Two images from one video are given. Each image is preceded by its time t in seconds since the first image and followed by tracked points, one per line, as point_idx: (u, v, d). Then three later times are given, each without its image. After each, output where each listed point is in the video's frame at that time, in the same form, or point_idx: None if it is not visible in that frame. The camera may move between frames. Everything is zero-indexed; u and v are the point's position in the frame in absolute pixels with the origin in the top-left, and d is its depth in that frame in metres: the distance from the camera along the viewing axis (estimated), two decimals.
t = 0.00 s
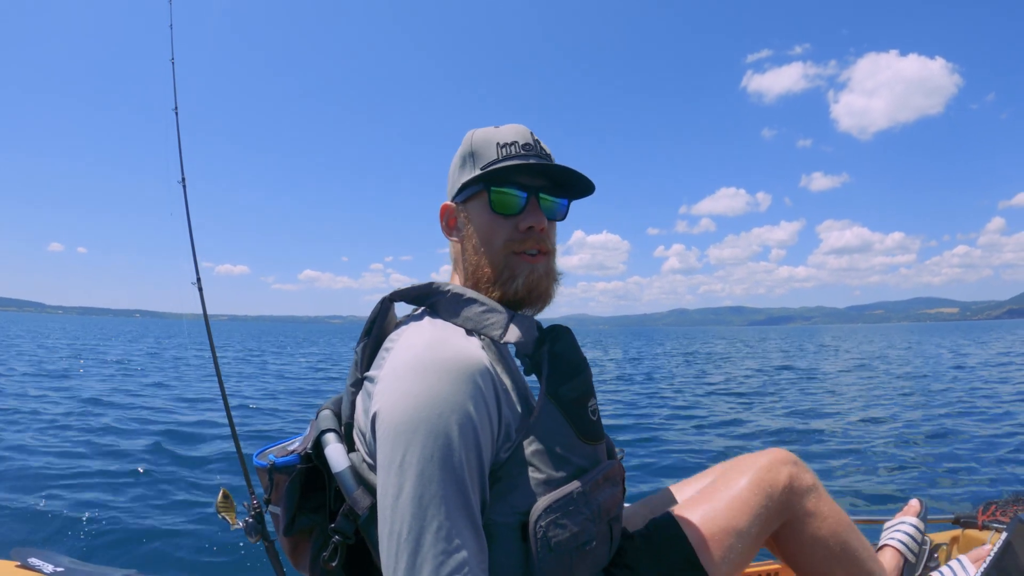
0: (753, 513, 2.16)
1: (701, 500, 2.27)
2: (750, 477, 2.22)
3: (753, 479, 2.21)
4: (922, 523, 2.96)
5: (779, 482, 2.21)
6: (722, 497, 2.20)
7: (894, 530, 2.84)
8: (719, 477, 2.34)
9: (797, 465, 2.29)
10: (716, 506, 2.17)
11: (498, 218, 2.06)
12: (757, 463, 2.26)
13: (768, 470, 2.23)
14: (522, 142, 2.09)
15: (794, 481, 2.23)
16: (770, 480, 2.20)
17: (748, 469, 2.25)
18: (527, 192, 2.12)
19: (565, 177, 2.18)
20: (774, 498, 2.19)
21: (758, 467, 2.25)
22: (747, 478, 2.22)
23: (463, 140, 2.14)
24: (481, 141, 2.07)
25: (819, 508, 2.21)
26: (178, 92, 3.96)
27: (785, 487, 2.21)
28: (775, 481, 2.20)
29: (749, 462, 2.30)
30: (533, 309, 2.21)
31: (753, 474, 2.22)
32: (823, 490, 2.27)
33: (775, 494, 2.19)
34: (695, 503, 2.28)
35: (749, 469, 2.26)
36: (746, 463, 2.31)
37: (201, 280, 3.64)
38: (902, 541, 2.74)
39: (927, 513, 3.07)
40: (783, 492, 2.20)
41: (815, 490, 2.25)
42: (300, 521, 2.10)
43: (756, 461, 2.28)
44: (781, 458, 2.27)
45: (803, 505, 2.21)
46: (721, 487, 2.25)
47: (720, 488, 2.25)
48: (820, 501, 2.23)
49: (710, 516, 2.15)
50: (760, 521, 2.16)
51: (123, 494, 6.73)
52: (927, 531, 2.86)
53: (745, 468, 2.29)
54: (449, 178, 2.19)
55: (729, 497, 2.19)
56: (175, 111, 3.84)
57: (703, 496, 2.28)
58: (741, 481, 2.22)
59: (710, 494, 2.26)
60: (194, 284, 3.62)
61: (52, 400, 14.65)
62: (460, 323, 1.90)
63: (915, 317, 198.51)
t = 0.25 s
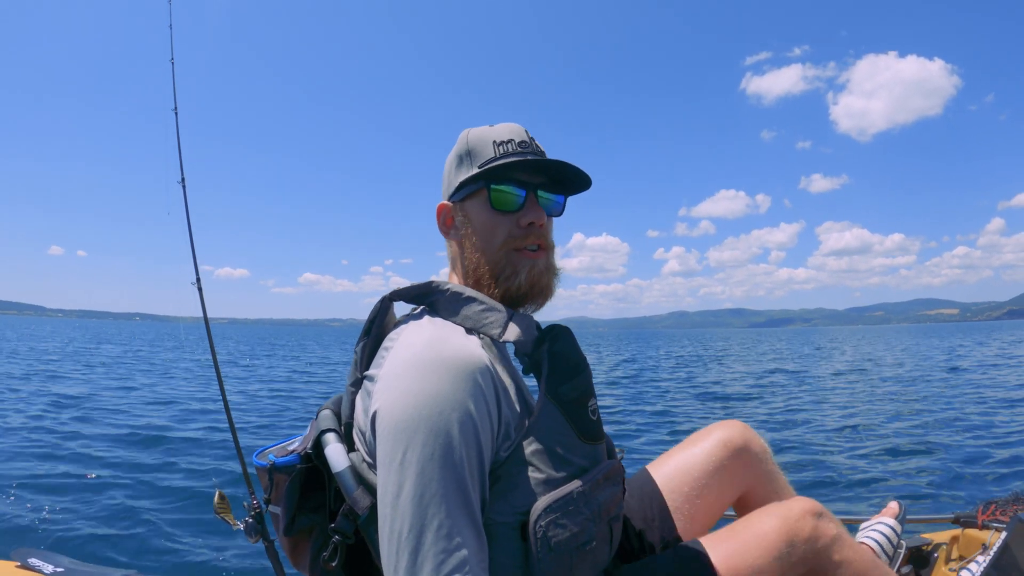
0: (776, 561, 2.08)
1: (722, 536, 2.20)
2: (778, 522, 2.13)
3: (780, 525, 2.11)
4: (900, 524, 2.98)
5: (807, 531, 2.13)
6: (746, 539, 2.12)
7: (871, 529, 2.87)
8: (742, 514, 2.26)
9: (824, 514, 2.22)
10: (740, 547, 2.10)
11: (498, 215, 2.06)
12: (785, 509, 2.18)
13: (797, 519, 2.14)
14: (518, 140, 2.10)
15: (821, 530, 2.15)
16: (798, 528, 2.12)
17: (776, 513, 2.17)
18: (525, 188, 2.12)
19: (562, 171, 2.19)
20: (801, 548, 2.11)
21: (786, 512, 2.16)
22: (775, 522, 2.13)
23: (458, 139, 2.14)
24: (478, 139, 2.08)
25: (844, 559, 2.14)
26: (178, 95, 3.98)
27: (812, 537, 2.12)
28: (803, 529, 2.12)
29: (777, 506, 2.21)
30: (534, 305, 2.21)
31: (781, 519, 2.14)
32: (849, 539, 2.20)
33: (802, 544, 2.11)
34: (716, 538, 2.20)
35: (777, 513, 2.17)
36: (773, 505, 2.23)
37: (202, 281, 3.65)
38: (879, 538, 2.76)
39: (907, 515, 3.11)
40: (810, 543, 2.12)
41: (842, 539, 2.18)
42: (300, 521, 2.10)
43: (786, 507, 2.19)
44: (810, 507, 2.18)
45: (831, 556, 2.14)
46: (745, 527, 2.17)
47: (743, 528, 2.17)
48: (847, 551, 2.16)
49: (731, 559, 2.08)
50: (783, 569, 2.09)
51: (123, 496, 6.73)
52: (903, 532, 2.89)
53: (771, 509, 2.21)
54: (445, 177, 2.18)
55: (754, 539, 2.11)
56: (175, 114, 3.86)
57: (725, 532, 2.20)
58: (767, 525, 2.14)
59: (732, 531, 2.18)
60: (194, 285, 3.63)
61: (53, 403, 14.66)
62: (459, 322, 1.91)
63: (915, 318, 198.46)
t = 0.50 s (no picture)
0: None
1: (735, 557, 2.16)
2: (793, 549, 2.12)
3: (796, 552, 2.11)
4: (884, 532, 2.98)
5: (821, 561, 2.13)
6: (762, 562, 2.09)
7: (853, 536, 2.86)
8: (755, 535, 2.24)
9: (837, 542, 2.22)
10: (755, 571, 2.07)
11: (480, 217, 2.06)
12: (801, 536, 2.16)
13: (813, 547, 2.14)
14: (492, 137, 2.09)
15: (834, 561, 2.16)
16: (812, 557, 2.12)
17: (791, 541, 2.15)
18: (505, 186, 2.11)
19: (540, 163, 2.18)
20: None
21: (801, 540, 2.15)
22: (790, 549, 2.12)
23: (435, 145, 2.14)
24: (454, 143, 2.08)
25: None
26: (176, 97, 3.99)
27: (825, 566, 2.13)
28: (816, 559, 2.12)
29: (791, 532, 2.20)
30: (529, 303, 2.20)
31: (796, 547, 2.12)
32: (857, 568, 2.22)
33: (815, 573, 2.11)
34: (728, 559, 2.17)
35: (793, 539, 2.16)
36: (787, 531, 2.22)
37: (201, 282, 3.64)
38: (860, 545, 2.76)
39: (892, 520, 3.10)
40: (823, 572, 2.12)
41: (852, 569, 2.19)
42: (300, 522, 2.10)
43: (802, 534, 2.18)
44: (826, 537, 2.18)
45: None
46: (759, 551, 2.15)
47: (757, 552, 2.15)
48: None
49: None
50: None
51: (124, 495, 6.74)
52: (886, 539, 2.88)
53: (786, 535, 2.20)
54: (427, 184, 2.19)
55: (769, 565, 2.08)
56: (174, 113, 3.86)
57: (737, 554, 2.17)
58: (783, 551, 2.12)
59: (745, 553, 2.16)
60: (194, 285, 3.63)
61: (54, 401, 14.69)
62: (456, 322, 1.90)
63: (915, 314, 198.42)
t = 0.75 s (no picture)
0: (775, 545, 2.10)
1: (722, 525, 2.22)
2: (776, 506, 2.15)
3: (778, 510, 2.13)
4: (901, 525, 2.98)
5: (805, 514, 2.13)
6: (744, 526, 2.14)
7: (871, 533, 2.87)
8: (744, 500, 2.27)
9: (827, 496, 2.21)
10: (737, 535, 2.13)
11: (475, 221, 2.06)
12: (785, 492, 2.18)
13: (797, 501, 2.15)
14: (487, 141, 2.08)
15: (823, 512, 2.15)
16: (796, 512, 2.13)
17: (775, 498, 2.18)
18: (500, 190, 2.11)
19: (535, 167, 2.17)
20: (799, 533, 2.12)
21: (785, 495, 2.17)
22: (773, 506, 2.15)
23: (431, 148, 2.15)
24: (449, 147, 2.08)
25: (845, 542, 2.14)
26: (174, 99, 3.99)
27: (812, 519, 2.13)
28: (801, 513, 2.13)
29: (777, 490, 2.22)
30: (525, 307, 2.21)
31: (779, 504, 2.15)
32: (851, 522, 2.19)
33: (801, 527, 2.12)
34: (716, 527, 2.23)
35: (777, 496, 2.19)
36: (774, 490, 2.24)
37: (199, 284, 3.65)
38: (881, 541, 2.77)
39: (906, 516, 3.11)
40: (811, 526, 2.13)
41: (843, 523, 2.16)
42: (298, 523, 2.10)
43: (786, 490, 2.20)
44: (811, 489, 2.19)
45: (831, 539, 2.13)
46: (744, 515, 2.19)
47: (743, 516, 2.19)
48: (847, 534, 2.15)
49: (729, 546, 2.10)
50: (782, 554, 2.11)
51: (125, 496, 6.75)
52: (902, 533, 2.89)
53: (772, 494, 2.22)
54: (424, 187, 2.19)
55: (752, 526, 2.13)
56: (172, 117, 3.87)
57: (725, 521, 2.23)
58: (767, 511, 2.15)
59: (731, 520, 2.20)
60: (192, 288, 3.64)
61: (55, 402, 14.71)
62: (454, 324, 1.90)
63: (917, 312, 198.11)
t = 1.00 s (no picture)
0: (753, 508, 2.12)
1: (699, 493, 2.23)
2: (750, 469, 2.16)
3: (753, 472, 2.15)
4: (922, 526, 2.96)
5: (780, 474, 2.16)
6: (721, 491, 2.15)
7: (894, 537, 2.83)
8: (718, 466, 2.29)
9: (800, 455, 2.24)
10: (714, 502, 2.13)
11: (483, 213, 2.04)
12: (758, 454, 2.20)
13: (771, 461, 2.17)
14: (499, 136, 2.08)
15: (796, 470, 2.18)
16: (771, 472, 2.15)
17: (749, 460, 2.19)
18: (509, 184, 2.10)
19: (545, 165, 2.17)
20: (775, 492, 2.15)
21: (758, 457, 2.19)
22: (748, 470, 2.16)
23: (440, 141, 2.13)
24: (460, 139, 2.06)
25: (820, 502, 2.18)
26: (172, 96, 3.97)
27: (787, 477, 2.16)
28: (777, 472, 2.16)
29: (751, 451, 2.24)
30: (528, 302, 2.19)
31: (753, 466, 2.17)
32: (826, 482, 2.23)
33: (777, 487, 2.14)
34: (694, 496, 2.24)
35: (750, 458, 2.21)
36: (747, 452, 2.25)
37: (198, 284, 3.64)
38: (903, 548, 2.74)
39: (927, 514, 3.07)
40: (785, 485, 2.16)
41: (817, 483, 2.20)
42: (295, 524, 2.10)
43: (759, 451, 2.22)
44: (782, 447, 2.22)
45: (805, 498, 2.17)
46: (720, 480, 2.20)
47: (719, 481, 2.20)
48: (822, 494, 2.20)
49: (708, 513, 2.11)
50: (760, 516, 2.13)
51: (124, 494, 6.75)
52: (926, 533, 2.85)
53: (745, 457, 2.24)
54: (430, 179, 2.17)
55: (728, 491, 2.14)
56: (170, 115, 3.87)
57: (701, 489, 2.24)
58: (742, 474, 2.16)
59: (708, 487, 2.22)
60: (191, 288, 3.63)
61: (54, 398, 14.70)
62: (453, 322, 1.89)
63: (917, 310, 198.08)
